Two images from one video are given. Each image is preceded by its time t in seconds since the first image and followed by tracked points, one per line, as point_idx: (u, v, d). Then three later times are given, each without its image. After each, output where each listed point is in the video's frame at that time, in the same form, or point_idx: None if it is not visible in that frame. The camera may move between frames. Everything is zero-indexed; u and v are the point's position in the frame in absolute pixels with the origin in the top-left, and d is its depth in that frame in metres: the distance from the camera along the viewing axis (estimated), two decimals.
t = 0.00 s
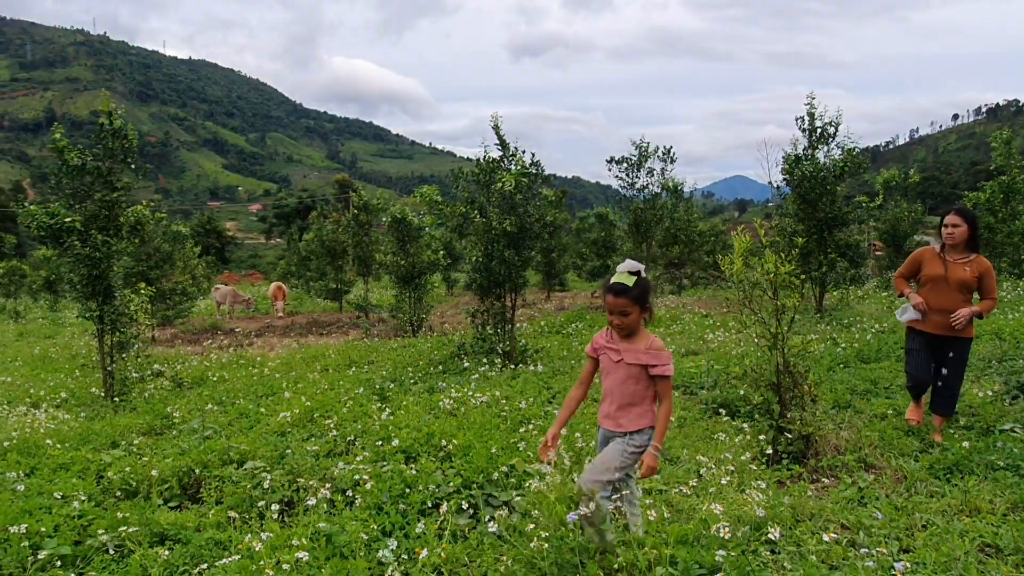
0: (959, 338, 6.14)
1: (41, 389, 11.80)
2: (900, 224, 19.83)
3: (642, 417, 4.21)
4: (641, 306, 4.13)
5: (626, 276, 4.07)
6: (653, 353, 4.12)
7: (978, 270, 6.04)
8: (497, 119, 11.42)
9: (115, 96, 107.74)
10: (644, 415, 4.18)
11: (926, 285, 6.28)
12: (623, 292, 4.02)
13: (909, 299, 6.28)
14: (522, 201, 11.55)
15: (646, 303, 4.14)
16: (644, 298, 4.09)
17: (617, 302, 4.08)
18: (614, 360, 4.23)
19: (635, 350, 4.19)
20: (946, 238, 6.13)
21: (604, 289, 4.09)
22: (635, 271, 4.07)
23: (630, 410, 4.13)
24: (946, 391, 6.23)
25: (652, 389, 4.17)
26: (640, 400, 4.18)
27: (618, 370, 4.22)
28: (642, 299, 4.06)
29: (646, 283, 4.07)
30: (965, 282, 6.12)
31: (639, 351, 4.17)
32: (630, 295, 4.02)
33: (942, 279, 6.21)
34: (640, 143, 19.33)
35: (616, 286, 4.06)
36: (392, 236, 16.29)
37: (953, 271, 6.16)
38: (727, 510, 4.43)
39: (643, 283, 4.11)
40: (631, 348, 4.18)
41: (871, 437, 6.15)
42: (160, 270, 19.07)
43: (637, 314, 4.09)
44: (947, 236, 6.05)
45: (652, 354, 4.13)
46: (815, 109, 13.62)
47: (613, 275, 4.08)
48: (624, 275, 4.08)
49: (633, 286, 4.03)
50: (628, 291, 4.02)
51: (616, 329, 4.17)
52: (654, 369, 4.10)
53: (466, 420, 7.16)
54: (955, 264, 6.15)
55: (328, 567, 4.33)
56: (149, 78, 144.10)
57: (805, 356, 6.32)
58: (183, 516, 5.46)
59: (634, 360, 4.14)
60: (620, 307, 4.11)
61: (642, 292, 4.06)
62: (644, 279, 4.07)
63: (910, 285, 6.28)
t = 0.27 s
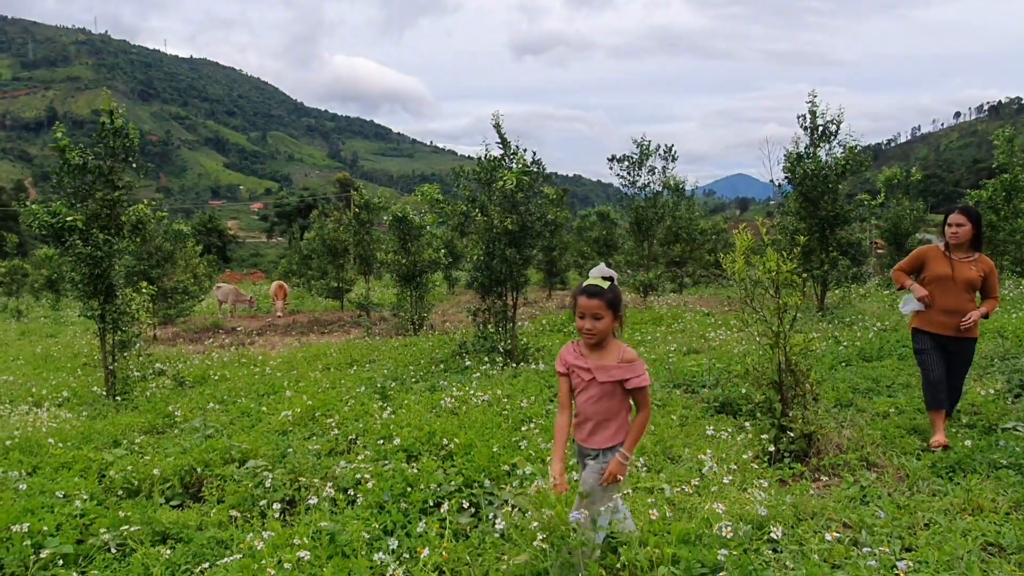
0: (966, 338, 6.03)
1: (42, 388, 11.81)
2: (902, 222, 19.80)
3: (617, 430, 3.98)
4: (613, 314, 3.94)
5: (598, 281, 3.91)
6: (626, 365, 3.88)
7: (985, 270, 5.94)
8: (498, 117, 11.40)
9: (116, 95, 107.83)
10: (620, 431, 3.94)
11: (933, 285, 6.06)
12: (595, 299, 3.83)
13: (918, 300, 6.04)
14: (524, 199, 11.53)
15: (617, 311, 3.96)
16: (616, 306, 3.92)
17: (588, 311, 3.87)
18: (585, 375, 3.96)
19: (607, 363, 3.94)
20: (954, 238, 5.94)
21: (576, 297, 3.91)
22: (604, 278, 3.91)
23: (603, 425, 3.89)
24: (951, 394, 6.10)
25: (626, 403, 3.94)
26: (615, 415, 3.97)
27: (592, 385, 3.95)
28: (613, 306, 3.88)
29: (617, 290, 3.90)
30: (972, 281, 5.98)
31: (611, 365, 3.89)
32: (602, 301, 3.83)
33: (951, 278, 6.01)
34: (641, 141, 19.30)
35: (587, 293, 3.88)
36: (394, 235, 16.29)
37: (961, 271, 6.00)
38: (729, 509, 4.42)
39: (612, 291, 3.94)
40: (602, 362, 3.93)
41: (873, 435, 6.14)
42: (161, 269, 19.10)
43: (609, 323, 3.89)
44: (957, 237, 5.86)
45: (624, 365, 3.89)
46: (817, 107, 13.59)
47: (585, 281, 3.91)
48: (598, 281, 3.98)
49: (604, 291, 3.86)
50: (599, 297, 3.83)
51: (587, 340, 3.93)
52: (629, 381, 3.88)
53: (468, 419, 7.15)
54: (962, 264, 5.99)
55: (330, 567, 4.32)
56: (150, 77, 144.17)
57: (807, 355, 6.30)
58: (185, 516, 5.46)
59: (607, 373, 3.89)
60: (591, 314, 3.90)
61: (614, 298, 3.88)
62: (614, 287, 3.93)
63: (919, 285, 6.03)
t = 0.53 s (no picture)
0: (974, 339, 5.92)
1: (43, 385, 11.82)
2: (903, 220, 19.77)
3: (596, 431, 4.04)
4: (601, 312, 4.00)
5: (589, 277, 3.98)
6: (609, 364, 3.93)
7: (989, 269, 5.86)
8: (499, 114, 11.38)
9: (117, 93, 107.87)
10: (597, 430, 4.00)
11: (939, 286, 5.94)
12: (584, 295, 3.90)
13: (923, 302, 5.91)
14: (525, 197, 11.52)
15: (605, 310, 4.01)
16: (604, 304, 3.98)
17: (577, 305, 3.94)
18: (567, 370, 4.03)
19: (590, 360, 4.00)
20: (957, 239, 5.86)
21: (566, 289, 3.99)
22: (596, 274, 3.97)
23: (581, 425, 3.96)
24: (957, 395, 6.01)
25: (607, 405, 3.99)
26: (594, 416, 4.03)
27: (574, 380, 4.02)
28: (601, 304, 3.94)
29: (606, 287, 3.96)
30: (977, 281, 5.89)
31: (593, 363, 3.95)
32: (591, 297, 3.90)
33: (955, 278, 5.91)
34: (642, 139, 19.28)
35: (577, 287, 3.95)
36: (395, 233, 16.28)
37: (966, 270, 5.90)
38: (731, 506, 4.41)
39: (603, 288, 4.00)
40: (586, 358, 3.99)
41: (875, 433, 6.12)
42: (162, 267, 19.12)
43: (597, 320, 3.94)
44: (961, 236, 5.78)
45: (607, 365, 3.94)
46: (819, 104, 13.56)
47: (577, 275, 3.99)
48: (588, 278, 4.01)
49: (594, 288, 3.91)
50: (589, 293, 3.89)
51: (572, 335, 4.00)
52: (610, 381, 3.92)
53: (469, 416, 7.15)
54: (967, 263, 5.90)
55: (331, 564, 4.32)
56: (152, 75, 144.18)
57: (809, 353, 6.29)
58: (186, 513, 5.46)
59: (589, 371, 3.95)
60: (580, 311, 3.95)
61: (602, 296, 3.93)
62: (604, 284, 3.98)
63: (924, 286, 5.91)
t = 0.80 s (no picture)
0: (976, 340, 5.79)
1: (42, 384, 11.81)
2: (902, 219, 19.76)
3: (576, 440, 4.05)
4: (581, 315, 4.04)
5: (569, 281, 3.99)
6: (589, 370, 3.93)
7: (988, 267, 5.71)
8: (498, 112, 11.35)
9: (116, 92, 107.76)
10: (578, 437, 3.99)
11: (937, 288, 5.83)
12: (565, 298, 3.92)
13: (920, 306, 5.81)
14: (523, 195, 11.50)
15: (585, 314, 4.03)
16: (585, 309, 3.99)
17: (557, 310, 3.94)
18: (547, 376, 4.02)
19: (571, 365, 4.00)
20: (954, 242, 5.74)
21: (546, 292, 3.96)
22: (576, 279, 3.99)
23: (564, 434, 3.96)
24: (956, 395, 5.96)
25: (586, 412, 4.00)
26: (574, 425, 4.04)
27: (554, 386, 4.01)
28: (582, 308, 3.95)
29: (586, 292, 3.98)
30: (978, 280, 5.76)
31: (574, 369, 3.97)
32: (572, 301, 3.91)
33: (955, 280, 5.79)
34: (642, 138, 19.26)
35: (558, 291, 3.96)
36: (394, 232, 16.27)
37: (964, 271, 5.78)
38: (728, 505, 4.39)
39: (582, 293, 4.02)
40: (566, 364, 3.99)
41: (873, 431, 6.11)
42: (161, 266, 19.10)
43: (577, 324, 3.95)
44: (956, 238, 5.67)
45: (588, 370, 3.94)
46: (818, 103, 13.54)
47: (556, 277, 3.99)
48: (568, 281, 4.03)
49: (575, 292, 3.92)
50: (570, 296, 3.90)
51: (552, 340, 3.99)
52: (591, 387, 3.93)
53: (467, 415, 7.13)
54: (965, 264, 5.78)
55: (328, 563, 4.30)
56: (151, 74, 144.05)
57: (807, 351, 6.28)
58: (183, 512, 5.45)
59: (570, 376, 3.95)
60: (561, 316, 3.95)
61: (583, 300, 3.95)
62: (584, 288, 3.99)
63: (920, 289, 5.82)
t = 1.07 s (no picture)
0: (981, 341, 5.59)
1: (40, 384, 11.77)
2: (901, 217, 19.76)
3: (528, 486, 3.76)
4: (538, 354, 3.66)
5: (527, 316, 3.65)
6: (542, 414, 3.62)
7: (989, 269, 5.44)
8: (496, 111, 11.32)
9: (114, 91, 107.62)
10: (527, 482, 3.72)
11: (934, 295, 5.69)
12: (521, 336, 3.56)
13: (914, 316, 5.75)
14: (522, 194, 11.48)
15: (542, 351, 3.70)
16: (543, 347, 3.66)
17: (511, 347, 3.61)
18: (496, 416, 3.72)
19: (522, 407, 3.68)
20: (948, 248, 5.54)
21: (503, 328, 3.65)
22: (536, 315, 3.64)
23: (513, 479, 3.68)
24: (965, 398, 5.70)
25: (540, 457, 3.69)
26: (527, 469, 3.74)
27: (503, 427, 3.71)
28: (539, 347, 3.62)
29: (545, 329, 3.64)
30: (979, 283, 5.52)
31: (524, 414, 3.63)
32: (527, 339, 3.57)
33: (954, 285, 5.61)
34: (640, 136, 19.24)
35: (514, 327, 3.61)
36: (392, 231, 16.25)
37: (965, 275, 5.55)
38: (726, 504, 4.38)
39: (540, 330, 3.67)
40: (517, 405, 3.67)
41: (872, 430, 6.11)
42: (160, 265, 19.08)
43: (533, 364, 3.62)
44: (946, 244, 5.48)
45: (540, 414, 3.62)
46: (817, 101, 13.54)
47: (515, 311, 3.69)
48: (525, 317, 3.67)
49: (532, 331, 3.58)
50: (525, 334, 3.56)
51: (502, 379, 3.67)
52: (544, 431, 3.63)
53: (466, 414, 7.12)
54: (964, 267, 5.55)
55: (326, 563, 4.28)
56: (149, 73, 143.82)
57: (806, 349, 6.27)
58: (181, 512, 5.43)
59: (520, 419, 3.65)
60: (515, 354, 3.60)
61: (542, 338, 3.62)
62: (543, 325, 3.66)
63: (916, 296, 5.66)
